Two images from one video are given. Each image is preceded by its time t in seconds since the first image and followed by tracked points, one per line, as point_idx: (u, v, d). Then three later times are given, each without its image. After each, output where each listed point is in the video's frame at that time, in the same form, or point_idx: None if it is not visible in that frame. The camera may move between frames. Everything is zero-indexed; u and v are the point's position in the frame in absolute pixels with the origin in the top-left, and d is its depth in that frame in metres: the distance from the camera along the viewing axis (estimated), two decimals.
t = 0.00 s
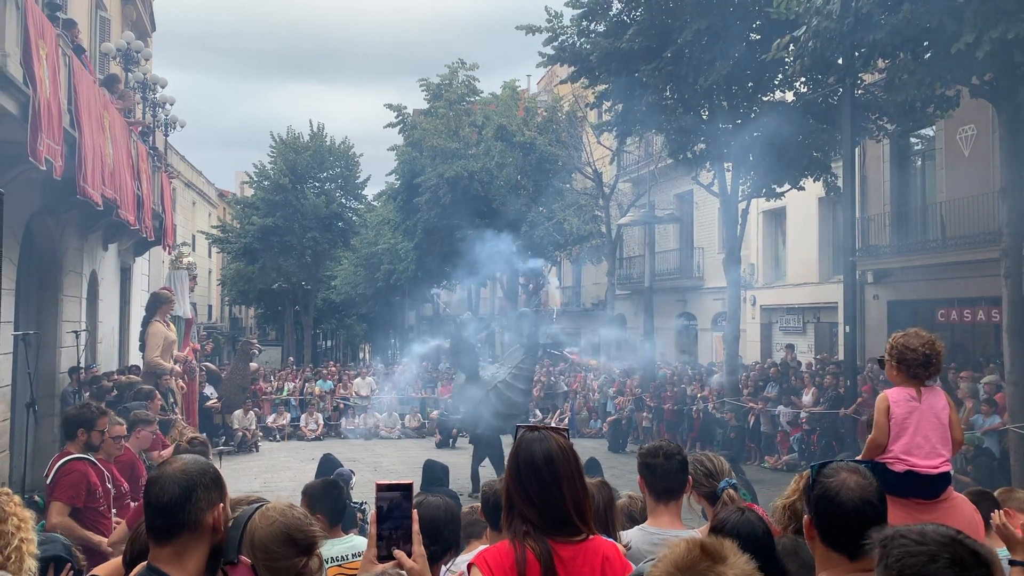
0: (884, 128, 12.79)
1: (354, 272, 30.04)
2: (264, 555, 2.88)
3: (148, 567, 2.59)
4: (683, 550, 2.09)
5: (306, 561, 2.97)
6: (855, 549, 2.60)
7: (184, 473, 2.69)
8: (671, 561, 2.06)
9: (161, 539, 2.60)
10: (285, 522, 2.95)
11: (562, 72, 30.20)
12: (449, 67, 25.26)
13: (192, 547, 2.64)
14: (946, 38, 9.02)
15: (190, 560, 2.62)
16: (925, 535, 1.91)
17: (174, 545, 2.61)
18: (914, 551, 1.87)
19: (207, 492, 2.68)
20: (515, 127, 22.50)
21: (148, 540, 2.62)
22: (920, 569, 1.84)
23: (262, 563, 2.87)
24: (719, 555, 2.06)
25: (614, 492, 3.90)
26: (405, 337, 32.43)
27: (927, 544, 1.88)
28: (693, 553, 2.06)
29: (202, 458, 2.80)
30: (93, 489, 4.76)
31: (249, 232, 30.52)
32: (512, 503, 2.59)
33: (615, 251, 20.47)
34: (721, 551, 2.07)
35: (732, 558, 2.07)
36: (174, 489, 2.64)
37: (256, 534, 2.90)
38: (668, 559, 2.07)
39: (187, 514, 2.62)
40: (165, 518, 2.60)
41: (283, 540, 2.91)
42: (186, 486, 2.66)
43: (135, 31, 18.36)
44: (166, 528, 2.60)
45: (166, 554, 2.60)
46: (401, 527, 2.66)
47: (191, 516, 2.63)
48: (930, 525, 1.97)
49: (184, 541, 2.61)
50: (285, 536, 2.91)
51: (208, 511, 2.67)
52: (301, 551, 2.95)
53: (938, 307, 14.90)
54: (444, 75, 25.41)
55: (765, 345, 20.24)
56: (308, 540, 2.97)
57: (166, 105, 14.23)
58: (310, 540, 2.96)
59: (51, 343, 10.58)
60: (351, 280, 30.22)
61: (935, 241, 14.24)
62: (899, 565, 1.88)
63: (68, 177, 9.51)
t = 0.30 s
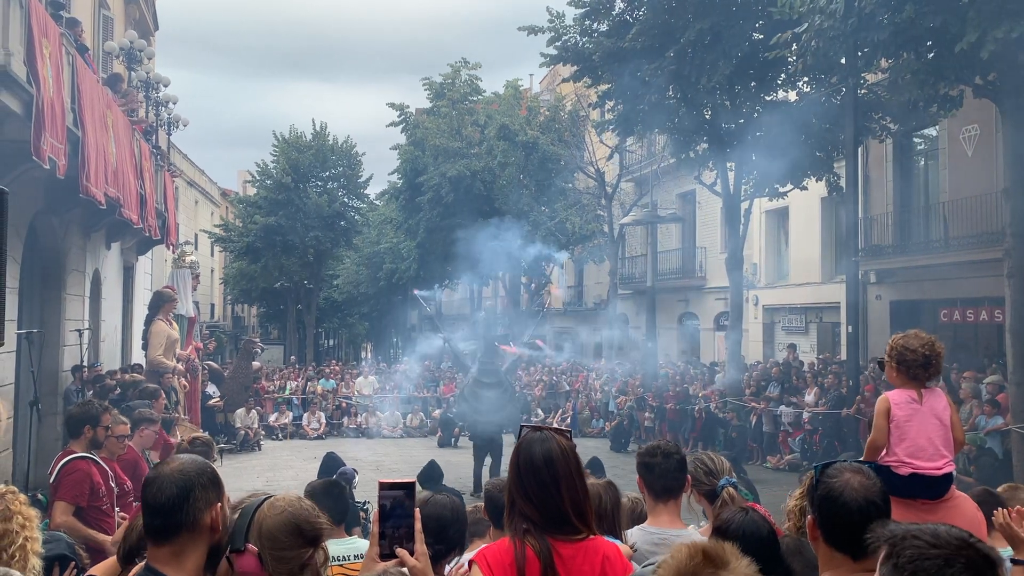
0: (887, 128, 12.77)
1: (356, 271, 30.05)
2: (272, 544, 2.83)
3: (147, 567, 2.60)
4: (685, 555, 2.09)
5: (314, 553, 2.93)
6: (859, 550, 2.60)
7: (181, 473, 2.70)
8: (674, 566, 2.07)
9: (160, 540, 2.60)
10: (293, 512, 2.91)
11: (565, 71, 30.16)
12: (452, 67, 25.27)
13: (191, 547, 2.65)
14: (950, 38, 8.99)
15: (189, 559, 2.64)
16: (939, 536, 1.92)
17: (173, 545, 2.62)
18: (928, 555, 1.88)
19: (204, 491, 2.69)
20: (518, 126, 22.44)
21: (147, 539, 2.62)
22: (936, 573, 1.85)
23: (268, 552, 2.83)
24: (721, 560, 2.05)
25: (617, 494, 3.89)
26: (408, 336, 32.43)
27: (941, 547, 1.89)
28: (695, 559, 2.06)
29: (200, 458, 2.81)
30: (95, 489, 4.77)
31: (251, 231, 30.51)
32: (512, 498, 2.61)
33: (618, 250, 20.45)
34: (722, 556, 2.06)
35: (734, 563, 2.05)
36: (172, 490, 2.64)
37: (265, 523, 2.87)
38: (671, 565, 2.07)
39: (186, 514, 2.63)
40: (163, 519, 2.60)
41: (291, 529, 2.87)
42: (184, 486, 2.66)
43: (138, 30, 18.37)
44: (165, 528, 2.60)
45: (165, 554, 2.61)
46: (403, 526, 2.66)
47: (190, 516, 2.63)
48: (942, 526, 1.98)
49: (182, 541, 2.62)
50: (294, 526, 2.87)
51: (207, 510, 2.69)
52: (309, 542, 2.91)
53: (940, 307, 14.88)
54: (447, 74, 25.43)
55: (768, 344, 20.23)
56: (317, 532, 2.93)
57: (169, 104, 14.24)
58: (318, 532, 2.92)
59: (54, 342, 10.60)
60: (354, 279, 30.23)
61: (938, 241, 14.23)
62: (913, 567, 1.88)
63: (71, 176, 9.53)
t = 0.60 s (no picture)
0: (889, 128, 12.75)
1: (358, 270, 30.08)
2: (280, 537, 2.85)
3: (147, 567, 2.61)
4: (681, 556, 2.06)
5: (320, 549, 2.92)
6: (860, 550, 2.60)
7: (179, 472, 2.70)
8: (670, 565, 2.05)
9: (159, 540, 2.61)
10: (301, 507, 2.94)
11: (567, 70, 30.14)
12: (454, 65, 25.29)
13: (190, 546, 2.66)
14: (952, 37, 8.97)
15: (188, 559, 2.64)
16: (938, 538, 1.92)
17: (172, 545, 2.62)
18: (928, 556, 1.88)
19: (203, 490, 2.70)
20: (519, 125, 22.42)
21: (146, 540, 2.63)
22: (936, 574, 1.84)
23: (277, 544, 2.84)
24: (717, 559, 2.03)
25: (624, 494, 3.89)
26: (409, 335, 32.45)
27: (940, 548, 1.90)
28: (691, 558, 2.04)
29: (197, 457, 2.81)
30: (99, 486, 4.78)
31: (252, 230, 30.50)
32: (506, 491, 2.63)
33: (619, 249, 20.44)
34: (719, 556, 2.05)
35: (731, 562, 2.03)
36: (170, 489, 2.65)
37: (273, 518, 2.88)
38: (667, 563, 2.05)
39: (184, 514, 2.63)
40: (162, 518, 2.61)
41: (298, 523, 2.89)
42: (181, 486, 2.66)
43: (140, 28, 18.37)
44: (164, 528, 2.61)
45: (164, 553, 2.62)
46: (406, 525, 2.66)
47: (189, 515, 2.64)
48: (940, 527, 1.99)
49: (181, 540, 2.63)
50: (301, 520, 2.90)
51: (205, 509, 2.69)
52: (316, 537, 2.92)
53: (942, 307, 14.88)
54: (449, 72, 25.45)
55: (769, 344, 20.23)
56: (323, 528, 2.95)
57: (171, 102, 14.25)
58: (325, 527, 2.94)
59: (56, 340, 10.61)
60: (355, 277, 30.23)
61: (940, 241, 14.22)
62: (913, 568, 1.88)
63: (74, 175, 9.54)
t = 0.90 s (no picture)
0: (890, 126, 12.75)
1: (358, 268, 30.09)
2: (280, 532, 2.84)
3: (142, 567, 2.61)
4: (658, 554, 2.01)
5: (318, 542, 2.93)
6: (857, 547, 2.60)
7: (173, 471, 2.69)
8: (647, 563, 2.00)
9: (154, 539, 2.62)
10: (298, 501, 2.92)
11: (568, 69, 30.12)
12: (454, 64, 25.31)
13: (185, 545, 2.66)
14: (953, 36, 8.96)
15: (183, 559, 2.64)
16: (930, 538, 1.93)
17: (167, 544, 2.63)
18: (920, 557, 1.89)
19: (197, 490, 2.69)
20: (520, 123, 22.90)
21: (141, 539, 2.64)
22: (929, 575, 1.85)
23: (277, 539, 2.83)
24: (693, 556, 1.99)
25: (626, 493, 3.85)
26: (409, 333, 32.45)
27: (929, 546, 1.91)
28: (668, 558, 1.99)
29: (193, 456, 2.80)
30: (97, 483, 4.78)
31: (253, 228, 30.50)
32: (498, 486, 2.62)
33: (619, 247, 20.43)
34: (696, 555, 2.00)
35: (709, 561, 1.99)
36: (164, 489, 2.64)
37: (270, 514, 2.86)
38: (643, 562, 2.00)
39: (179, 513, 2.63)
40: (157, 518, 2.61)
41: (296, 519, 2.87)
42: (175, 486, 2.66)
43: (140, 26, 18.38)
44: (159, 527, 2.61)
45: (159, 553, 2.62)
46: (405, 523, 2.67)
47: (183, 514, 2.64)
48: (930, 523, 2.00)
49: (176, 540, 2.63)
50: (299, 514, 2.89)
51: (199, 509, 2.68)
52: (315, 530, 2.92)
53: (942, 306, 14.88)
54: (449, 71, 25.46)
55: (769, 343, 20.24)
56: (320, 520, 2.94)
57: (171, 101, 14.26)
58: (323, 519, 2.94)
59: (56, 338, 10.60)
60: (356, 276, 30.24)
61: (940, 240, 14.22)
62: (906, 569, 1.89)
63: (73, 173, 9.53)
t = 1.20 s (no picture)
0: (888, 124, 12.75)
1: (357, 266, 30.09)
2: (283, 527, 2.84)
3: (137, 565, 2.61)
4: (636, 546, 2.03)
5: (320, 538, 2.92)
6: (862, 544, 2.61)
7: (167, 469, 2.69)
8: (625, 558, 2.01)
9: (148, 537, 2.62)
10: (300, 497, 2.93)
11: (567, 67, 30.10)
12: (453, 61, 25.30)
13: (180, 543, 2.65)
14: (952, 34, 8.96)
15: (179, 557, 2.64)
16: (926, 536, 1.93)
17: (162, 542, 2.63)
18: (917, 555, 1.89)
19: (192, 488, 2.68)
20: (519, 121, 22.93)
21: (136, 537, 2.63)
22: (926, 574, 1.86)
23: (281, 533, 2.83)
24: (672, 548, 2.01)
25: (629, 499, 3.81)
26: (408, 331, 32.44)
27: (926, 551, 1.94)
28: (646, 549, 2.01)
29: (188, 454, 2.80)
30: (97, 482, 4.78)
31: (251, 226, 30.51)
32: (498, 492, 2.59)
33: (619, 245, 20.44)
34: (673, 546, 2.02)
35: (688, 551, 2.02)
36: (158, 486, 2.64)
37: (273, 508, 2.86)
38: (623, 558, 2.01)
39: (173, 511, 2.63)
40: (152, 516, 2.61)
41: (295, 514, 2.86)
42: (170, 483, 2.65)
43: (138, 24, 18.35)
44: (153, 525, 2.61)
45: (154, 551, 2.62)
46: (403, 521, 2.67)
47: (178, 512, 2.63)
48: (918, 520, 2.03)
49: (172, 537, 2.63)
50: (303, 509, 2.89)
51: (194, 507, 2.68)
52: (316, 526, 2.92)
53: (941, 304, 14.89)
54: (448, 68, 25.47)
55: (768, 341, 20.26)
56: (323, 517, 2.95)
57: (170, 98, 14.24)
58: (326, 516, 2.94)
59: (54, 336, 10.60)
60: (355, 274, 30.23)
61: (939, 238, 14.22)
62: (903, 567, 1.90)
63: (72, 170, 9.51)
